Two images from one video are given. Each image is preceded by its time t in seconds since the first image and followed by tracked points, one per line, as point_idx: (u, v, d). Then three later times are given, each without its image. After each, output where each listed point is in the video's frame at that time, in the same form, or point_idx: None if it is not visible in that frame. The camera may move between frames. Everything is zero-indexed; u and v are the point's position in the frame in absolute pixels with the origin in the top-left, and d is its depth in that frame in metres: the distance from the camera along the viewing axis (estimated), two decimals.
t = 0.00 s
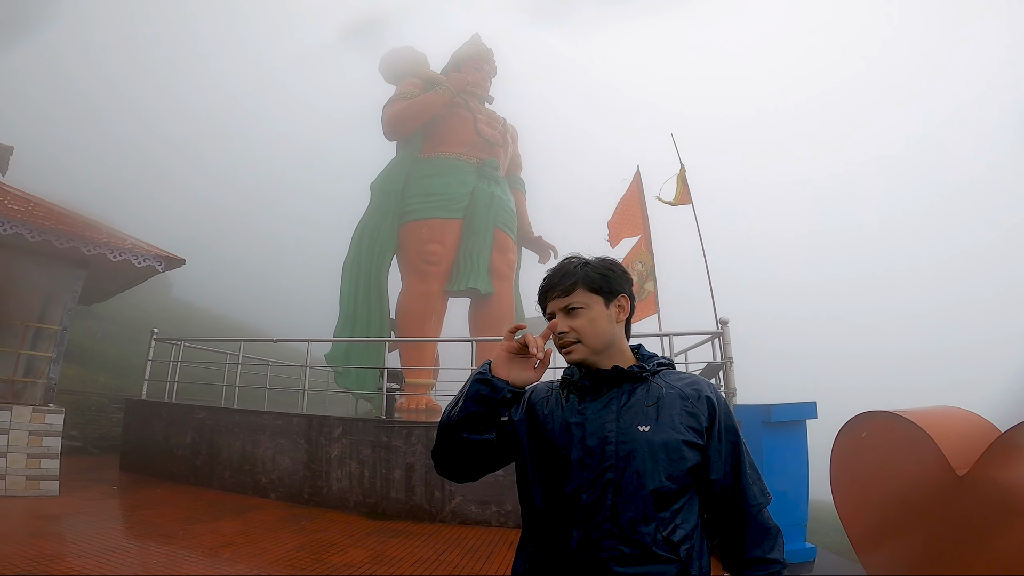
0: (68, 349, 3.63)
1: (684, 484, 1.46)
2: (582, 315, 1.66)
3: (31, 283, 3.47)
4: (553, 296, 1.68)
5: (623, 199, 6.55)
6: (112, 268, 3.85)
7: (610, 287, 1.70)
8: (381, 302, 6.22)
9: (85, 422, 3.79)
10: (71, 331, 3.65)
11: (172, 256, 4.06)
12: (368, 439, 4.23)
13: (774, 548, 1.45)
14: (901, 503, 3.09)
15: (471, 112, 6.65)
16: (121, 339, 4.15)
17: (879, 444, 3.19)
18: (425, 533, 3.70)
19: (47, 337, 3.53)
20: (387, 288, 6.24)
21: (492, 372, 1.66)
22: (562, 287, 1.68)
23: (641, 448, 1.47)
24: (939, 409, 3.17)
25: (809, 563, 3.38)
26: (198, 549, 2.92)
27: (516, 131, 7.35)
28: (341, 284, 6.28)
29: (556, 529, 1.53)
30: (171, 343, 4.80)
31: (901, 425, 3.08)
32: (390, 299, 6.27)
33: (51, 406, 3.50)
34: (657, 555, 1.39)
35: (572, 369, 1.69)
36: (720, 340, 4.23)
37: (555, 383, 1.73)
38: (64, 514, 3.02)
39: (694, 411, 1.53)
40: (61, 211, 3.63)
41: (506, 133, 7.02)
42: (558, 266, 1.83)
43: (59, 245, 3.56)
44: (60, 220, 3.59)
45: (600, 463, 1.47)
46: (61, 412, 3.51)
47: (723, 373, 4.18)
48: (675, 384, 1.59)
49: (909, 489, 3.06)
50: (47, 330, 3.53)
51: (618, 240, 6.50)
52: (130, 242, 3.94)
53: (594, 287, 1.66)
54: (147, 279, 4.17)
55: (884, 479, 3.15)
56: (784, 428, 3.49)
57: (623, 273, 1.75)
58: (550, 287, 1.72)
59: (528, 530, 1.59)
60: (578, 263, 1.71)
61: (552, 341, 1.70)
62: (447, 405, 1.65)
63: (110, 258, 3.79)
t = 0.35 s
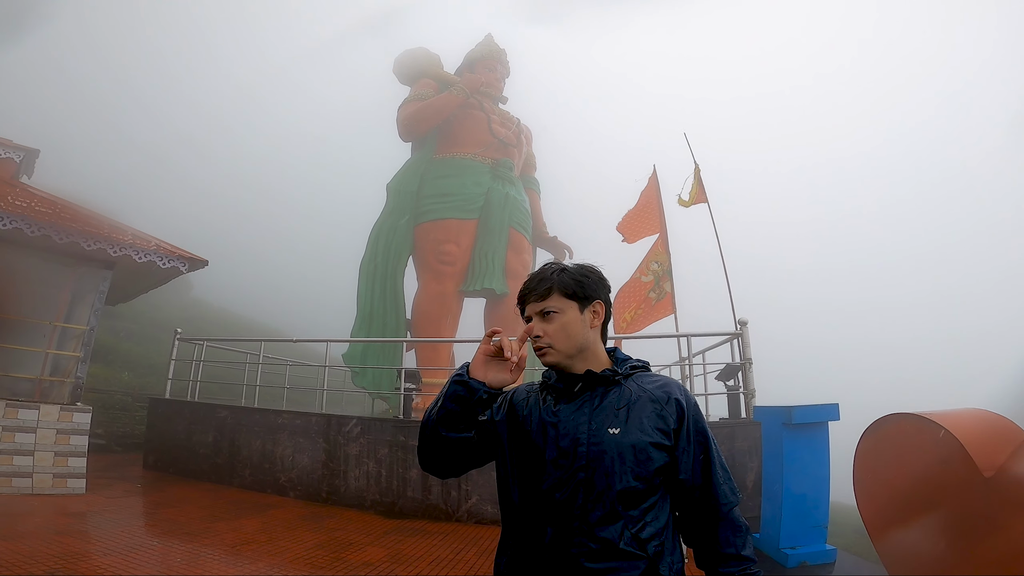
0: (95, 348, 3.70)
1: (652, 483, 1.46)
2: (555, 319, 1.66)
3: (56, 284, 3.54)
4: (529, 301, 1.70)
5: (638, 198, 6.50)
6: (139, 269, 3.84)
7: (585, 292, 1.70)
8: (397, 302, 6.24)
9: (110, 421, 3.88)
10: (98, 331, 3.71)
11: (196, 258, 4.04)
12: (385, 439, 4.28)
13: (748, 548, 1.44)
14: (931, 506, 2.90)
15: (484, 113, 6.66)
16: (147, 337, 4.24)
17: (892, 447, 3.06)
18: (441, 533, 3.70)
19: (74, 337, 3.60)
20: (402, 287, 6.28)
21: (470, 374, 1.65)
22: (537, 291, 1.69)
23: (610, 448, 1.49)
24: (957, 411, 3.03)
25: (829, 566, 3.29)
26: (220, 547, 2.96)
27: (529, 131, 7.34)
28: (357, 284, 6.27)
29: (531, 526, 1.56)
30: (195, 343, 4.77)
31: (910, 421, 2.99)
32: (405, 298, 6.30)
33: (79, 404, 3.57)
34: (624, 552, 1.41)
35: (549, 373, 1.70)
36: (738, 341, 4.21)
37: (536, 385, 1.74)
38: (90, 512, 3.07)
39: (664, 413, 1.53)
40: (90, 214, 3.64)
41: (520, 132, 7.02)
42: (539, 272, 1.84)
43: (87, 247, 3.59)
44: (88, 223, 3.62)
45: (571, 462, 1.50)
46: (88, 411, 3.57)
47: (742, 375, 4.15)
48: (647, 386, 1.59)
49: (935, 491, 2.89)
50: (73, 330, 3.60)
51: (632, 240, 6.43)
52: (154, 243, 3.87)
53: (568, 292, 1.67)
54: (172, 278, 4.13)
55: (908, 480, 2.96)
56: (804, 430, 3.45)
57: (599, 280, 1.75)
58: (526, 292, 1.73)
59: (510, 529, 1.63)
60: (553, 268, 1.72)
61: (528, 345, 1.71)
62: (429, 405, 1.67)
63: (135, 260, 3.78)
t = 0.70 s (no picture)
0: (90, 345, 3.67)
1: (677, 484, 1.46)
2: (574, 318, 1.63)
3: (52, 279, 3.52)
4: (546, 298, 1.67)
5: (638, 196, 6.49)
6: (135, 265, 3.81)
7: (602, 291, 1.68)
8: (394, 299, 6.22)
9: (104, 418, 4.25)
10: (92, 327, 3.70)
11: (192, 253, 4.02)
12: (383, 437, 4.24)
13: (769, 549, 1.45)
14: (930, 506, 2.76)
15: (483, 110, 6.63)
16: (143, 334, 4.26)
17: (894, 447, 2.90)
18: (441, 532, 3.69)
19: (68, 334, 3.58)
20: (400, 284, 6.25)
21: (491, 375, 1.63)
22: (554, 289, 1.66)
23: (634, 449, 1.48)
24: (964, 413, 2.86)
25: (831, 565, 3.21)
26: (217, 546, 2.94)
27: (529, 129, 7.32)
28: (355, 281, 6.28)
29: (551, 531, 1.53)
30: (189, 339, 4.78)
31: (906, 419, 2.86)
32: (403, 296, 6.27)
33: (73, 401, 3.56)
34: (652, 555, 1.39)
35: (563, 373, 1.68)
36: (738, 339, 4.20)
37: (548, 386, 1.73)
38: (85, 511, 3.05)
39: (686, 412, 1.53)
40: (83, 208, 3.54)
41: (520, 130, 7.00)
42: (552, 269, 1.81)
43: (81, 242, 3.51)
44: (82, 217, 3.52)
45: (594, 465, 1.48)
46: (82, 408, 3.55)
47: (742, 374, 4.15)
48: (667, 385, 1.59)
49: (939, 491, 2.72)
50: (68, 326, 3.59)
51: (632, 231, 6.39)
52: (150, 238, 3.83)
53: (587, 290, 1.65)
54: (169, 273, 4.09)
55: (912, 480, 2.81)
56: (808, 429, 3.45)
57: (616, 278, 1.73)
58: (542, 289, 1.70)
59: (525, 535, 1.59)
60: (569, 266, 1.70)
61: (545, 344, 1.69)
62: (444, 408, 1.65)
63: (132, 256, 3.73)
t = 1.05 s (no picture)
0: (59, 342, 3.53)
1: (676, 479, 1.46)
2: (571, 314, 1.63)
3: (20, 273, 3.35)
4: (542, 294, 1.65)
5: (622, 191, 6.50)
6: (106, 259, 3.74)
7: (597, 286, 1.68)
8: (376, 293, 6.16)
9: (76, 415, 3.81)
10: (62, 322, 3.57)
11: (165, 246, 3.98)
12: (366, 433, 4.19)
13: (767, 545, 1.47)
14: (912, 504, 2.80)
15: (468, 104, 6.59)
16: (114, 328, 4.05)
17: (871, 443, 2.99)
18: (425, 527, 3.68)
19: (37, 329, 3.44)
20: (382, 278, 6.20)
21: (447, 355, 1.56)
22: (550, 284, 1.64)
23: (632, 444, 1.47)
24: (950, 405, 2.87)
25: (810, 557, 3.32)
26: (197, 546, 2.89)
27: (513, 123, 7.30)
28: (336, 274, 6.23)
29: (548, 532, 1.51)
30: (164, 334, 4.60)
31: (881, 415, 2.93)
32: (384, 289, 6.22)
33: (43, 399, 3.44)
34: (655, 552, 1.39)
35: (558, 369, 1.67)
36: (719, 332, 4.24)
37: (540, 383, 1.71)
38: (58, 511, 2.98)
39: (683, 407, 1.53)
40: (49, 198, 3.38)
41: (503, 124, 6.97)
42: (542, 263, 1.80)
43: (49, 236, 3.35)
44: (48, 208, 3.36)
45: (593, 461, 1.46)
46: (52, 406, 3.45)
47: (723, 367, 4.18)
48: (662, 380, 1.59)
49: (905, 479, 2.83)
50: (37, 322, 3.44)
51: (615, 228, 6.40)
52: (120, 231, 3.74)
53: (583, 286, 1.64)
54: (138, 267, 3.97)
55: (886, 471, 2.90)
56: (787, 422, 3.51)
57: (610, 273, 1.73)
58: (536, 284, 1.67)
59: (520, 534, 1.56)
60: (564, 260, 1.69)
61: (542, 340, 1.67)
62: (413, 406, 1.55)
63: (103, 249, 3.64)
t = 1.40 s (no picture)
0: (45, 334, 3.52)
1: (671, 470, 1.47)
2: (574, 302, 1.64)
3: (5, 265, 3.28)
4: (545, 281, 1.65)
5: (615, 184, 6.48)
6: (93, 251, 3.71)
7: (598, 276, 1.69)
8: (367, 285, 6.13)
9: (64, 410, 3.70)
10: (48, 315, 3.53)
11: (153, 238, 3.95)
12: (359, 425, 4.19)
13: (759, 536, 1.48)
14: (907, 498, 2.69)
15: (462, 95, 6.55)
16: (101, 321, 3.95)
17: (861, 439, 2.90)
18: (418, 520, 3.69)
19: (23, 322, 3.41)
20: (374, 269, 6.17)
21: (429, 417, 1.47)
22: (553, 271, 1.65)
23: (628, 436, 1.47)
24: (935, 399, 2.81)
25: (799, 550, 3.33)
26: (190, 540, 2.89)
27: (506, 115, 7.27)
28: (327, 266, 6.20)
29: (544, 525, 1.50)
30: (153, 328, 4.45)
31: (870, 408, 2.84)
32: (376, 281, 6.19)
33: (30, 393, 3.42)
34: (650, 543, 1.40)
35: (552, 361, 1.67)
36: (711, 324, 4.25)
37: (534, 375, 1.70)
38: (48, 506, 2.96)
39: (677, 399, 1.53)
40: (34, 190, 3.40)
41: (497, 116, 6.94)
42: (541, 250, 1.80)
43: (35, 227, 3.36)
44: (34, 200, 3.38)
45: (589, 453, 1.46)
46: (39, 400, 3.44)
47: (714, 359, 4.20)
48: (657, 371, 1.59)
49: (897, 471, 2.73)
50: (23, 315, 3.40)
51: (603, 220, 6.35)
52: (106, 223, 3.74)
53: (586, 274, 1.65)
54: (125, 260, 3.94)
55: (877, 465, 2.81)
56: (777, 416, 3.52)
57: (610, 263, 1.74)
58: (538, 271, 1.68)
59: (517, 528, 1.56)
60: (567, 248, 1.69)
61: (541, 328, 1.67)
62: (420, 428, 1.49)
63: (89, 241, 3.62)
